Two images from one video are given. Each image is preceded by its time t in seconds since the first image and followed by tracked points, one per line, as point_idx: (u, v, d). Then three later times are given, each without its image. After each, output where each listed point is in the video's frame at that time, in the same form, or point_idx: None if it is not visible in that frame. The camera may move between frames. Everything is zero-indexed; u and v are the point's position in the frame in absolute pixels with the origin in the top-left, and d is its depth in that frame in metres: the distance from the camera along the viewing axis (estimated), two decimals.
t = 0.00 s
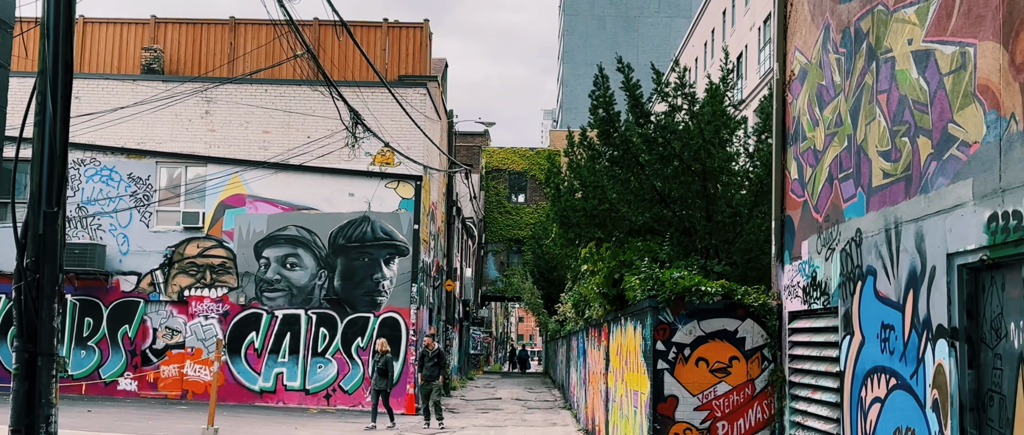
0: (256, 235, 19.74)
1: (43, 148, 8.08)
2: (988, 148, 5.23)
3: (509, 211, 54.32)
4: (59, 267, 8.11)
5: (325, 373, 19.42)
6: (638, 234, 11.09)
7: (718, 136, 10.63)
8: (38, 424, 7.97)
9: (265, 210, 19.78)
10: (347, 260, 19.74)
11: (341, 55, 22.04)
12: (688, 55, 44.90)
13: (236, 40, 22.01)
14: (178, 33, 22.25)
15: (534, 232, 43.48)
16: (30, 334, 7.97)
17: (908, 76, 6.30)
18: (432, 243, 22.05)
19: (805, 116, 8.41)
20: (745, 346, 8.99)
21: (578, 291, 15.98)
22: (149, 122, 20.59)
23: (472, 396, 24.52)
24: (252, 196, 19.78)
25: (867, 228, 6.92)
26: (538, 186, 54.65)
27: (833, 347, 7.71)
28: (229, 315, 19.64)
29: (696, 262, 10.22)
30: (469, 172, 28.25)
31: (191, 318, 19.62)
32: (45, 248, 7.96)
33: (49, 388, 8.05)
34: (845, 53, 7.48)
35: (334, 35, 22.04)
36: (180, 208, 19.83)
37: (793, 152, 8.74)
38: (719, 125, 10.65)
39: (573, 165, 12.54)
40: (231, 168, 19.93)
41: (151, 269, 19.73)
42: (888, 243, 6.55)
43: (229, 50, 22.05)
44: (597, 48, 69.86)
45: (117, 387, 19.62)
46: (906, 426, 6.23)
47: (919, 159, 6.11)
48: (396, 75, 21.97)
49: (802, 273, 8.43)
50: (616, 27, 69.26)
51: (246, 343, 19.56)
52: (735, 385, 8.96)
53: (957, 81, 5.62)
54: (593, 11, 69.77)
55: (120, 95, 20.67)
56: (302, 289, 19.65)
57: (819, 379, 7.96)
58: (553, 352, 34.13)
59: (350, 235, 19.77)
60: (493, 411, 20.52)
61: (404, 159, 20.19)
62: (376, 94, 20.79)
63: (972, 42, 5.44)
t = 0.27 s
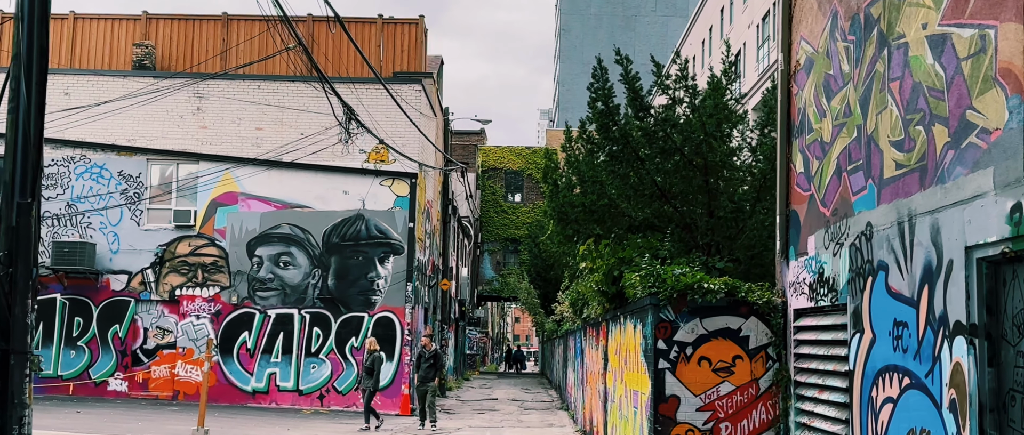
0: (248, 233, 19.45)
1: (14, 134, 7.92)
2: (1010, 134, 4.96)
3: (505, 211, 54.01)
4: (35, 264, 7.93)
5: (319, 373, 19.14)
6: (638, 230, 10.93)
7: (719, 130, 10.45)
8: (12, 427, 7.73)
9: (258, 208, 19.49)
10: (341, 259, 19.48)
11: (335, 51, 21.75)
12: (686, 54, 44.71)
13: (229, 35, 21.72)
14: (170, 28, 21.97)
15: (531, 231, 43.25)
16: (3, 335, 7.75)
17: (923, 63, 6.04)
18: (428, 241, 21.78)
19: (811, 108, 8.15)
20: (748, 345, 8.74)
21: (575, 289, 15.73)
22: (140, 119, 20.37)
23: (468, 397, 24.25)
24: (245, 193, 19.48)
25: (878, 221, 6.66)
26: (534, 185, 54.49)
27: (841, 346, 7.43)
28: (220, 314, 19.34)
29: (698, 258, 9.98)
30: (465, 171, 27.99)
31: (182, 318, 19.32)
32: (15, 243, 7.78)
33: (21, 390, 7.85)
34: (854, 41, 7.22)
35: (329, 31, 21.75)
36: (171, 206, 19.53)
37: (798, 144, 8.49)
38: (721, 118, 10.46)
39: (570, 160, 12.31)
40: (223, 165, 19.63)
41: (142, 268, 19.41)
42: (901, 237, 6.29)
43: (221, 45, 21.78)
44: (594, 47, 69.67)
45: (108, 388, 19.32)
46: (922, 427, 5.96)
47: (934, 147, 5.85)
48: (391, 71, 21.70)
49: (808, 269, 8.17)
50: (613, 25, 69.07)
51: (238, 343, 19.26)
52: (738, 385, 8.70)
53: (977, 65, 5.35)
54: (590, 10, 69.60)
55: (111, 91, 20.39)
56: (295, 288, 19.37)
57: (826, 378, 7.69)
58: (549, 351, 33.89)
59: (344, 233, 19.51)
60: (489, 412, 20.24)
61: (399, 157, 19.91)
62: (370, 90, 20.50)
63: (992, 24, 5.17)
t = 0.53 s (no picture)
0: (240, 232, 19.17)
1: None
2: None
3: (501, 210, 53.54)
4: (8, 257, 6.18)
5: (312, 374, 18.88)
6: (637, 228, 10.73)
7: (721, 124, 10.24)
8: None
9: (250, 206, 19.21)
10: (335, 257, 19.20)
11: (329, 48, 21.47)
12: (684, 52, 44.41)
13: (221, 31, 21.44)
14: (161, 24, 21.69)
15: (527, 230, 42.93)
16: None
17: (938, 49, 5.78)
18: (423, 240, 21.51)
19: (817, 100, 7.89)
20: (751, 344, 8.48)
21: (573, 289, 15.47)
22: (130, 116, 20.06)
23: (464, 398, 23.98)
24: (237, 191, 19.19)
25: (890, 216, 6.40)
26: (531, 184, 54.16)
27: (849, 345, 7.16)
28: (212, 314, 19.06)
29: (700, 256, 9.70)
30: (461, 169, 27.70)
31: (174, 318, 19.03)
32: None
33: None
34: (863, 28, 6.97)
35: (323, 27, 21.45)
36: (162, 204, 19.23)
37: (804, 136, 8.22)
38: (723, 112, 10.24)
39: (569, 156, 12.18)
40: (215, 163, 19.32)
41: (133, 267, 19.10)
42: (915, 232, 6.02)
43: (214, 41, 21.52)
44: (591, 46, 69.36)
45: (97, 388, 18.99)
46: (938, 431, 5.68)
47: (951, 137, 5.60)
48: (385, 67, 21.41)
49: (814, 267, 7.90)
50: (610, 24, 68.75)
51: (230, 343, 18.98)
52: (741, 386, 8.44)
53: (996, 50, 5.08)
54: (587, 8, 69.29)
55: (101, 87, 20.08)
56: (288, 288, 19.08)
57: (833, 379, 7.43)
58: (546, 351, 33.62)
59: (338, 232, 19.23)
60: (484, 413, 19.97)
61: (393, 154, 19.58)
62: (364, 87, 20.21)
63: (1014, 7, 4.90)
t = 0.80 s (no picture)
0: (231, 230, 18.91)
1: None
2: None
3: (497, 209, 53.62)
4: None
5: (304, 374, 18.62)
6: (634, 226, 10.52)
7: (721, 119, 10.03)
8: None
9: (241, 204, 18.95)
10: (328, 256, 18.95)
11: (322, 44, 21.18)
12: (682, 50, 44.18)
13: (213, 27, 21.16)
14: (151, 20, 21.41)
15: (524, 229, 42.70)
16: None
17: (950, 39, 5.52)
18: (417, 239, 21.25)
19: (821, 93, 7.64)
20: (753, 346, 8.24)
21: (570, 289, 15.24)
22: (120, 112, 19.75)
23: (459, 398, 23.73)
24: (228, 189, 18.94)
25: (898, 213, 6.15)
26: (527, 183, 53.93)
27: (854, 347, 6.90)
28: (203, 314, 18.82)
29: (699, 255, 9.46)
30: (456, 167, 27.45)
31: (163, 318, 18.81)
32: None
33: None
34: (869, 19, 6.73)
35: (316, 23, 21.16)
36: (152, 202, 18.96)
37: (807, 132, 7.97)
38: (723, 107, 10.04)
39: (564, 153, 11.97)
40: (206, 160, 19.05)
41: (122, 267, 18.84)
42: (925, 229, 5.77)
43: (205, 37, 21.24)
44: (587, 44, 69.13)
45: (86, 389, 18.73)
46: None
47: (965, 130, 5.34)
48: (379, 64, 21.14)
49: (818, 266, 7.65)
50: (607, 22, 68.52)
51: (221, 343, 18.72)
52: (742, 389, 8.20)
53: (1012, 39, 4.82)
54: (584, 6, 69.06)
55: (90, 82, 19.77)
56: (280, 287, 18.84)
57: (837, 381, 7.20)
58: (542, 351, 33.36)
59: (330, 230, 18.97)
60: (480, 414, 19.72)
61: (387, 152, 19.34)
62: (358, 83, 19.94)
63: None
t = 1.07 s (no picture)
0: (222, 228, 18.67)
1: None
2: None
3: (493, 208, 52.98)
4: None
5: (296, 374, 18.38)
6: (629, 221, 10.45)
7: (717, 111, 9.98)
8: None
9: (232, 201, 18.72)
10: (319, 254, 18.73)
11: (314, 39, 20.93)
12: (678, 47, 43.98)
13: (203, 22, 20.91)
14: (141, 15, 21.16)
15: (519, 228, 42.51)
16: None
17: (957, 21, 5.30)
18: (411, 237, 21.03)
19: (821, 82, 7.41)
20: (752, 343, 8.02)
21: (564, 286, 15.03)
22: (109, 108, 19.49)
23: (453, 398, 23.50)
24: (218, 186, 18.70)
25: (902, 204, 5.94)
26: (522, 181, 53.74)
27: (856, 344, 6.67)
28: (193, 312, 18.57)
29: (696, 250, 9.25)
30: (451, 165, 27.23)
31: (153, 316, 18.56)
32: None
33: None
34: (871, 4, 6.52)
35: (307, 18, 20.90)
36: (141, 199, 18.71)
37: (807, 122, 7.75)
38: (719, 100, 9.98)
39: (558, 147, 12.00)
40: (196, 157, 18.80)
41: (111, 264, 18.59)
42: (931, 220, 5.54)
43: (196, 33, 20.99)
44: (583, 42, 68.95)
45: (75, 389, 18.46)
46: None
47: (973, 115, 5.11)
48: (372, 60, 20.89)
49: (818, 260, 7.44)
50: (603, 20, 68.33)
51: (211, 342, 18.47)
52: (740, 387, 7.97)
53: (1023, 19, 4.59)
54: (580, 4, 68.87)
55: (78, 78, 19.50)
56: (271, 285, 18.61)
57: (838, 379, 6.97)
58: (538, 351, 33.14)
59: (322, 228, 18.74)
60: (474, 414, 19.47)
61: (380, 148, 19.11)
62: (351, 79, 19.70)
63: None
